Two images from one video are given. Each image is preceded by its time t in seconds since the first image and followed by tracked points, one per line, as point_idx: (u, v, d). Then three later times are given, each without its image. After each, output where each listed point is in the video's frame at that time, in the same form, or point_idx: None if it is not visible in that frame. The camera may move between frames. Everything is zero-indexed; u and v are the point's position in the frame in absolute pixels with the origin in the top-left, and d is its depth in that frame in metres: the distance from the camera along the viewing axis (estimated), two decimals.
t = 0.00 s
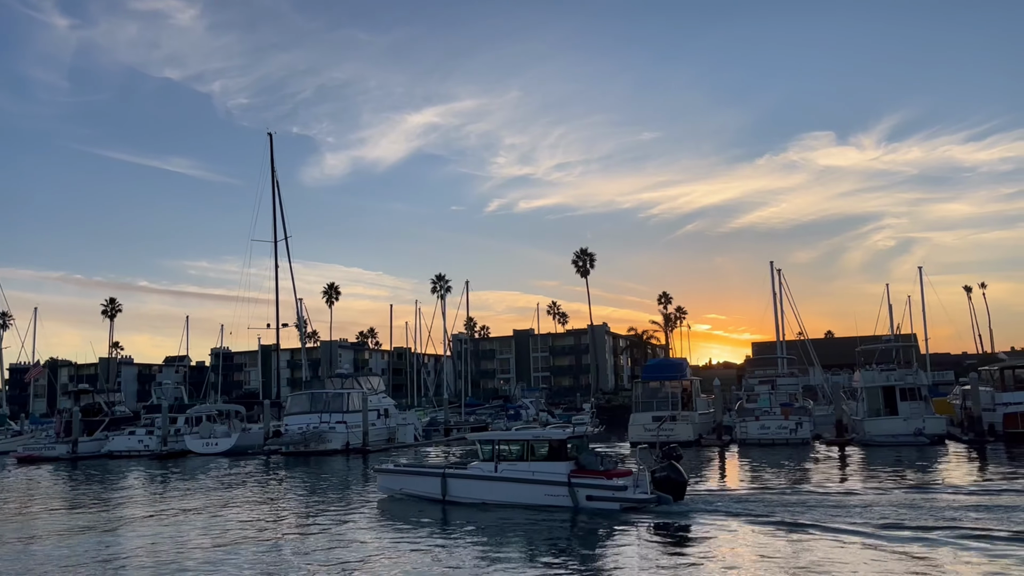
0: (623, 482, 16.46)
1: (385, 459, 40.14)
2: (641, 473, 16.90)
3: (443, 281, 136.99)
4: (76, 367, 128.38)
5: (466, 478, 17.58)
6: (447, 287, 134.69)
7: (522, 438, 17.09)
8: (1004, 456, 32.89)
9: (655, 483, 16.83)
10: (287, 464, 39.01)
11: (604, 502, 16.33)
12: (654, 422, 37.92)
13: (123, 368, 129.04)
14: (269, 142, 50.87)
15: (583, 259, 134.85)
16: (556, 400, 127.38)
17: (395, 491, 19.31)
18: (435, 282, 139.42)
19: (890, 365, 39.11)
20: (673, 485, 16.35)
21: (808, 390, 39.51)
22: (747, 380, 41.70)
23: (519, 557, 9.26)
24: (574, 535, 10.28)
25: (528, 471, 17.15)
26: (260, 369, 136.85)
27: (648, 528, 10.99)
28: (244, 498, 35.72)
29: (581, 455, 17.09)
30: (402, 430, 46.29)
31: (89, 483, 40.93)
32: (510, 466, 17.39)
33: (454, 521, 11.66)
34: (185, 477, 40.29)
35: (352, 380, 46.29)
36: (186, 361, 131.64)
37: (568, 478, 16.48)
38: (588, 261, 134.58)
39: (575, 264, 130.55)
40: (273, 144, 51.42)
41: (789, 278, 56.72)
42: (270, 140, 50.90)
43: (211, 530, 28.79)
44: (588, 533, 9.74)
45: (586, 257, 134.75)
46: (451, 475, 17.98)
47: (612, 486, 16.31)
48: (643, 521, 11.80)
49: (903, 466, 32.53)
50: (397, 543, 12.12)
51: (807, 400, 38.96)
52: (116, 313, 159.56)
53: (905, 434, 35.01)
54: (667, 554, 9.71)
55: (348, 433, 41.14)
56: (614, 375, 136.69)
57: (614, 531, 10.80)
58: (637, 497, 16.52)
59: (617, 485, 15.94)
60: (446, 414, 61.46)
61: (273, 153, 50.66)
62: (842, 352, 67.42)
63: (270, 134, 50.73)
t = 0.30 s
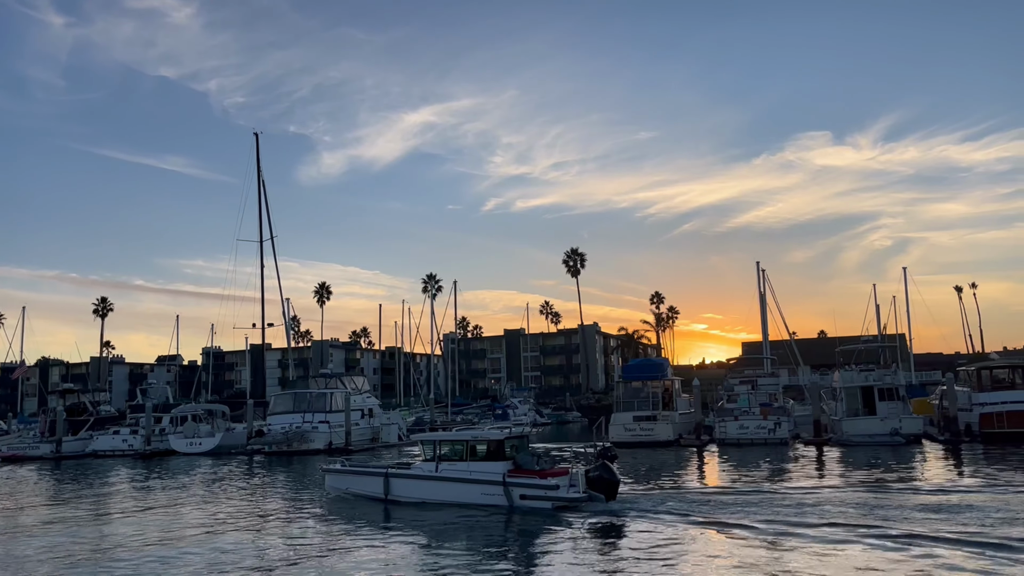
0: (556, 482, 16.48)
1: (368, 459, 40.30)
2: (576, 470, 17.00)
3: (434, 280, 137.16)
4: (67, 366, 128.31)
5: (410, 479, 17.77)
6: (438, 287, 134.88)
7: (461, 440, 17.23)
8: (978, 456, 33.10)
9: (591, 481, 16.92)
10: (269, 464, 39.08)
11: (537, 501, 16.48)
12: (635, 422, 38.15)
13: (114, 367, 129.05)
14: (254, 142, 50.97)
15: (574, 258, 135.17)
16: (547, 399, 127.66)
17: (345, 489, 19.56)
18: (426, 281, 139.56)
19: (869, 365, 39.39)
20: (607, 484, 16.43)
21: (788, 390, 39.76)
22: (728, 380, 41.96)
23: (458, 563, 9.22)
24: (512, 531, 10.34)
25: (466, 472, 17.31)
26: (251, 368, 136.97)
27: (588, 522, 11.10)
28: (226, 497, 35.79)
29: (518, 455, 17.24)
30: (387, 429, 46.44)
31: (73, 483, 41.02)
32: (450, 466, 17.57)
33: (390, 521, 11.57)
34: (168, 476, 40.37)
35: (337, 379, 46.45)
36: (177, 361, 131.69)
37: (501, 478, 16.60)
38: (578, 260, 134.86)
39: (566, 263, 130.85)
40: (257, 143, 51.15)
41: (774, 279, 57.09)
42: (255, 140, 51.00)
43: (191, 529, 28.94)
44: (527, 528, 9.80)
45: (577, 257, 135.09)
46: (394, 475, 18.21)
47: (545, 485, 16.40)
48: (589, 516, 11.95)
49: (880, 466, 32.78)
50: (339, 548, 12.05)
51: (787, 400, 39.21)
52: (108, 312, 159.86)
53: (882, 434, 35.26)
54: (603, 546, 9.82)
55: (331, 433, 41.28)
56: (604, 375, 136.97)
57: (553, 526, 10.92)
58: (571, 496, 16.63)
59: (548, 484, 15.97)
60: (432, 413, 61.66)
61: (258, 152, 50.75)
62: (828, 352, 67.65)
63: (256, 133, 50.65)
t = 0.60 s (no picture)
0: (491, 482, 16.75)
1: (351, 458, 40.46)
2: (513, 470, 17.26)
3: (425, 279, 137.38)
4: (58, 366, 128.17)
5: (354, 480, 17.93)
6: (429, 286, 135.00)
7: (402, 440, 17.35)
8: (955, 456, 33.52)
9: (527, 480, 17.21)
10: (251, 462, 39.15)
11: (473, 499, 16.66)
12: (615, 422, 38.38)
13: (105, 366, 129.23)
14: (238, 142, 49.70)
15: (564, 258, 135.48)
16: (536, 399, 127.87)
17: (293, 489, 19.74)
18: (417, 280, 139.74)
19: (847, 365, 39.71)
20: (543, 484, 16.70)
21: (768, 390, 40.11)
22: (709, 381, 42.24)
23: (398, 562, 9.22)
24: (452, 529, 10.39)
25: (406, 473, 17.49)
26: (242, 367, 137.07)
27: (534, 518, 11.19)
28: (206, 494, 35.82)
29: (459, 455, 17.45)
30: (371, 429, 46.65)
31: (55, 481, 41.10)
32: (392, 466, 17.72)
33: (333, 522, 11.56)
34: (150, 473, 40.49)
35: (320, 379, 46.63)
36: (168, 359, 131.79)
37: (439, 478, 16.74)
38: (569, 260, 135.11)
39: (556, 263, 131.14)
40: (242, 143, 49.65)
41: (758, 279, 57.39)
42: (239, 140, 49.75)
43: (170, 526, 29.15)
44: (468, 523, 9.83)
45: (567, 256, 135.40)
46: (339, 475, 18.36)
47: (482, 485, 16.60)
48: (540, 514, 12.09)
49: (856, 465, 33.13)
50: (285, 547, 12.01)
51: (767, 400, 39.53)
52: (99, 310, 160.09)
53: (859, 434, 35.55)
54: (544, 540, 9.88)
55: (313, 433, 41.44)
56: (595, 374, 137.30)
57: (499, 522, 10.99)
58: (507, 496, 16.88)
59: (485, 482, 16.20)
60: (419, 413, 61.94)
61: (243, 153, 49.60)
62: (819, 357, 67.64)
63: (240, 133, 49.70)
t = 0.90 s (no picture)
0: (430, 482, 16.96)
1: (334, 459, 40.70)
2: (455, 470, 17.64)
3: (415, 279, 137.55)
4: (49, 365, 128.13)
5: (300, 479, 18.17)
6: (419, 286, 135.11)
7: (346, 441, 17.57)
8: (930, 455, 33.87)
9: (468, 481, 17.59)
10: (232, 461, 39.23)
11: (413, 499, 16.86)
12: (596, 422, 38.62)
13: (95, 365, 129.21)
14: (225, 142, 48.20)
15: (555, 258, 135.72)
16: (526, 399, 128.13)
17: (242, 489, 19.96)
18: (408, 280, 139.94)
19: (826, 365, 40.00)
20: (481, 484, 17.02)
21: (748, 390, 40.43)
22: (690, 381, 42.52)
23: (340, 561, 9.29)
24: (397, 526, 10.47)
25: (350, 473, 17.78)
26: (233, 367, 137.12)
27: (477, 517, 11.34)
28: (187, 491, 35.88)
29: (401, 455, 17.82)
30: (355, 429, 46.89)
31: (38, 480, 41.13)
32: (335, 466, 17.99)
33: (276, 521, 11.60)
34: (132, 471, 40.56)
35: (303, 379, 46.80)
36: (158, 359, 131.76)
37: (378, 477, 16.96)
38: (559, 260, 135.36)
39: (546, 263, 131.44)
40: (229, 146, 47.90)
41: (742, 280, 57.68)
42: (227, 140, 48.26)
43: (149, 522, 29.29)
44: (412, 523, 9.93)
45: (558, 256, 135.69)
46: (286, 474, 18.61)
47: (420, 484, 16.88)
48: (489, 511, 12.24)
49: (833, 464, 33.47)
50: (227, 542, 12.05)
51: (747, 400, 39.85)
52: (91, 309, 160.48)
53: (836, 434, 35.86)
54: (485, 538, 10.01)
55: (296, 433, 41.62)
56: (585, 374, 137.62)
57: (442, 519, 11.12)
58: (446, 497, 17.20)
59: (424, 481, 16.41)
60: (405, 413, 62.21)
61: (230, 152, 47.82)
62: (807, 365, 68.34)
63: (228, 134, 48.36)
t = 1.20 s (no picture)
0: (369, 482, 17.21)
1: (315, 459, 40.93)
2: (395, 469, 17.93)
3: (406, 279, 137.65)
4: (39, 364, 128.12)
5: (245, 478, 18.35)
6: (409, 286, 135.22)
7: (291, 442, 17.78)
8: (906, 456, 34.16)
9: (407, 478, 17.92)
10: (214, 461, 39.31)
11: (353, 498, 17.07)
12: (576, 422, 38.85)
13: (85, 365, 129.16)
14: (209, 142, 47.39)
15: (545, 258, 135.79)
16: (516, 399, 128.21)
17: (209, 489, 20.04)
18: (398, 279, 140.03)
19: (805, 365, 40.24)
20: (423, 484, 17.31)
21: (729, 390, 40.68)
22: (671, 381, 42.74)
23: (281, 562, 9.39)
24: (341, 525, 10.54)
25: (293, 473, 18.00)
26: (223, 367, 137.12)
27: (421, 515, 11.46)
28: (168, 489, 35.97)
29: (345, 455, 18.02)
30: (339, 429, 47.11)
31: (20, 480, 41.14)
32: (279, 466, 18.20)
33: (225, 519, 11.69)
34: (115, 471, 40.61)
35: (286, 379, 46.96)
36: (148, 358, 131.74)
37: (321, 478, 17.16)
38: (549, 260, 135.56)
39: (536, 263, 131.50)
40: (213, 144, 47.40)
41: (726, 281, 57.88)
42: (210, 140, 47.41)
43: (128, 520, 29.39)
44: (357, 519, 10.04)
45: (548, 256, 135.77)
46: (233, 475, 18.82)
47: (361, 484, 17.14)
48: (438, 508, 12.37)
49: (811, 463, 33.75)
50: (179, 540, 12.15)
51: (727, 400, 40.08)
52: (81, 309, 160.21)
53: (813, 433, 36.14)
54: (429, 535, 10.14)
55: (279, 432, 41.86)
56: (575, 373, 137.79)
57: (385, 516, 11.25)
58: (386, 495, 17.54)
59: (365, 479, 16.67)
60: (391, 413, 62.38)
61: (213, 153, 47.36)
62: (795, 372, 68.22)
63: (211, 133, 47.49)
